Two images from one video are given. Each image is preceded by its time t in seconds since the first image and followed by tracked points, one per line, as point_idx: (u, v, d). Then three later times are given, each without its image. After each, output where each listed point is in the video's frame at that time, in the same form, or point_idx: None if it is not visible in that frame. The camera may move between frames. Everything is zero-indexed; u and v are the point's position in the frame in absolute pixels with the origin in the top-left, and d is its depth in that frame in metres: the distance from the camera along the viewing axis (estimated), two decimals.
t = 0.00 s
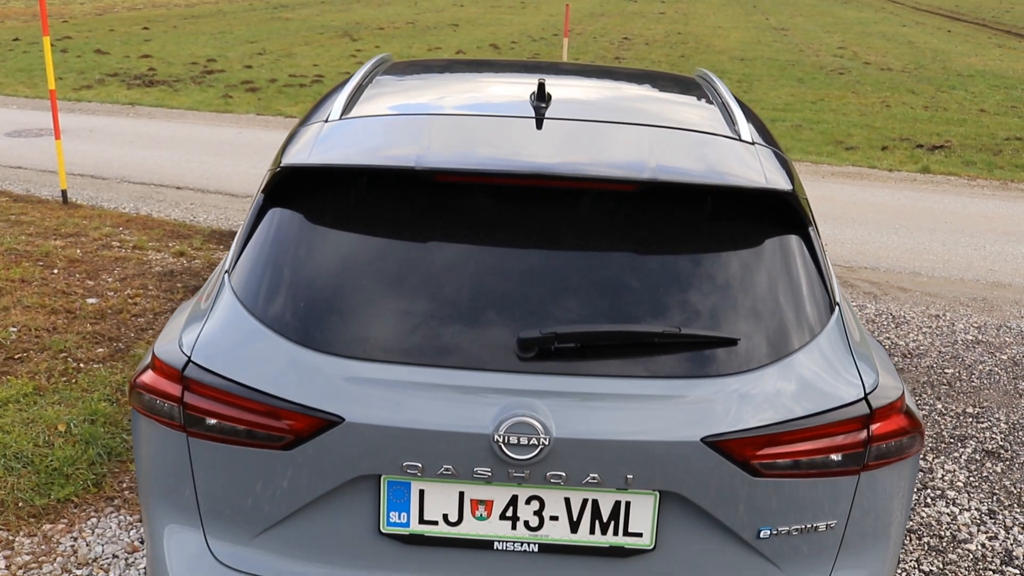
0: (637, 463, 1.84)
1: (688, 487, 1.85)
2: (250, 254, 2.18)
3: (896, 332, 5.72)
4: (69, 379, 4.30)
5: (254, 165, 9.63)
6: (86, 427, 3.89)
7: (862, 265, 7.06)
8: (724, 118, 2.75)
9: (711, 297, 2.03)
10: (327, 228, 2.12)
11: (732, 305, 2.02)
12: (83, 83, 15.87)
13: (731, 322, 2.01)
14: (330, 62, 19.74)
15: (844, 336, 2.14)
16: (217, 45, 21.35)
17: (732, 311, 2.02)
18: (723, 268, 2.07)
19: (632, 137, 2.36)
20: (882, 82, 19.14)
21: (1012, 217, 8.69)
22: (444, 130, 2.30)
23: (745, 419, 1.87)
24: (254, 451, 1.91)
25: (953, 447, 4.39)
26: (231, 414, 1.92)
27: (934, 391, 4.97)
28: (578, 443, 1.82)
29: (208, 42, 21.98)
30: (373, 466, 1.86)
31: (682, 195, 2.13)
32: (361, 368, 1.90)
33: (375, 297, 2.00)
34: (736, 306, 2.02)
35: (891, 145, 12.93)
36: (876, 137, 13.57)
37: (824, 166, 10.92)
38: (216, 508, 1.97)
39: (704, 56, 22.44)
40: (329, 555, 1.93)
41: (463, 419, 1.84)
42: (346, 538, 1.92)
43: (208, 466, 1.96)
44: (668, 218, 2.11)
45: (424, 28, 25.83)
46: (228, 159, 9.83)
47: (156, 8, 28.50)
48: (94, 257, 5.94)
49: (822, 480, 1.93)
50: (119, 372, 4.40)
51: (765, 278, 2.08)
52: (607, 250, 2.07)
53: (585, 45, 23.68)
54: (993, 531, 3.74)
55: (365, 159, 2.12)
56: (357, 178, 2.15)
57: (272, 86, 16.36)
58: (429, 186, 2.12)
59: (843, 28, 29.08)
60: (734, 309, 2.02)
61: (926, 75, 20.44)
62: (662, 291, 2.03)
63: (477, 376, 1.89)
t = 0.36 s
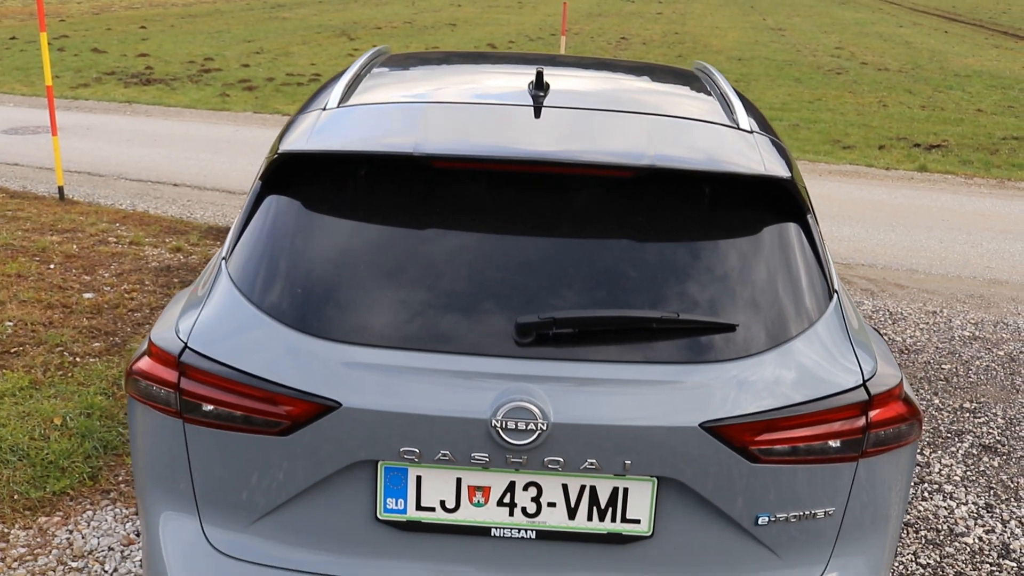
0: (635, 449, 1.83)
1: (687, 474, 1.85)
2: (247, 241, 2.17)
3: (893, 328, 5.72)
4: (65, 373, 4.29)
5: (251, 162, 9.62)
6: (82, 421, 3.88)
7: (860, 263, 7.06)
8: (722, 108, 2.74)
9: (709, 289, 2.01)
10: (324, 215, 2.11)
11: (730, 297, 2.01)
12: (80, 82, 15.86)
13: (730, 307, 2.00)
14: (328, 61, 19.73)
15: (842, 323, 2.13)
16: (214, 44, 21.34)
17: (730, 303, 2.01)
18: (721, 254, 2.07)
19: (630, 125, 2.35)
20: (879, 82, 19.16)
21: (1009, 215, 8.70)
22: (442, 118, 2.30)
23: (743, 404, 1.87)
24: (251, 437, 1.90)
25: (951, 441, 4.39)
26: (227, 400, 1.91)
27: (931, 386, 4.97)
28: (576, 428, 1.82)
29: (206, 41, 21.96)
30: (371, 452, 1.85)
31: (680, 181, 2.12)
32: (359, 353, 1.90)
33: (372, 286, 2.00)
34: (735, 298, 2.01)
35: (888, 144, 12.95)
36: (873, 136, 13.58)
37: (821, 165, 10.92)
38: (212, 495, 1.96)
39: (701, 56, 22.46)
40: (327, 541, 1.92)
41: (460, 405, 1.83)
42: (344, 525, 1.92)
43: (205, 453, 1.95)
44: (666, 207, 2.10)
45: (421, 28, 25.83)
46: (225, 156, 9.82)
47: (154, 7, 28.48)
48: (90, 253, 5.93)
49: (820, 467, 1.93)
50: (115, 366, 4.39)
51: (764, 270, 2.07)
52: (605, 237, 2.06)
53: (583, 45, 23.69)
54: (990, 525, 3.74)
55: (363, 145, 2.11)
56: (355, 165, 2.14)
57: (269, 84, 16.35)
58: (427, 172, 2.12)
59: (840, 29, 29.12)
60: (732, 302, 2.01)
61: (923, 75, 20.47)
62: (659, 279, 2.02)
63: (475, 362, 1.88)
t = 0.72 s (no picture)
0: (631, 432, 1.82)
1: (682, 456, 1.84)
2: (240, 227, 2.16)
3: (889, 322, 5.73)
4: (59, 367, 4.27)
5: (246, 159, 9.60)
6: (77, 414, 3.87)
7: (855, 258, 7.06)
8: (717, 95, 2.74)
9: (705, 279, 2.00)
10: (318, 201, 2.11)
11: (726, 286, 1.99)
12: (75, 81, 15.82)
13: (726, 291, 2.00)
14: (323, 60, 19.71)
15: (837, 307, 2.13)
16: (209, 43, 21.31)
17: (725, 293, 1.99)
18: (716, 239, 2.06)
19: (624, 109, 2.34)
20: (873, 81, 19.20)
21: (1003, 211, 8.72)
22: (435, 103, 2.29)
23: (739, 387, 1.86)
24: (245, 423, 1.89)
25: (946, 434, 4.40)
26: (221, 385, 1.90)
27: (927, 379, 4.97)
28: (571, 411, 1.81)
29: (200, 40, 21.93)
30: (365, 437, 1.85)
31: (675, 166, 2.12)
32: (354, 336, 1.89)
33: (365, 273, 1.98)
34: (731, 287, 2.00)
35: (883, 142, 12.96)
36: (867, 134, 13.61)
37: (816, 162, 10.93)
38: (207, 481, 1.95)
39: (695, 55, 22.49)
40: (322, 527, 1.92)
41: (455, 389, 1.82)
42: (339, 511, 1.91)
43: (198, 439, 1.94)
44: (661, 193, 2.10)
45: (416, 27, 25.82)
46: (219, 154, 9.80)
47: (148, 6, 28.45)
48: (84, 249, 5.91)
49: (817, 450, 1.92)
50: (109, 361, 4.37)
51: (759, 261, 2.05)
52: (600, 221, 2.06)
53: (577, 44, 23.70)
54: (987, 516, 3.74)
55: (357, 130, 2.11)
56: (348, 150, 2.14)
57: (264, 83, 16.32)
58: (422, 157, 2.11)
59: (835, 28, 29.17)
60: (727, 291, 1.99)
61: (918, 73, 20.51)
62: (654, 264, 2.01)
63: (470, 345, 1.88)
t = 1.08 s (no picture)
0: (629, 417, 1.82)
1: (681, 442, 1.84)
2: (237, 214, 2.15)
3: (887, 318, 5.73)
4: (56, 362, 4.26)
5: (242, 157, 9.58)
6: (73, 409, 3.85)
7: (853, 254, 7.06)
8: (715, 84, 2.73)
9: (703, 269, 1.98)
10: (315, 187, 2.10)
11: (724, 275, 1.98)
12: (71, 79, 15.80)
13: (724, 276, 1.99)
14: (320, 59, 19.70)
15: (836, 293, 2.13)
16: (206, 42, 21.28)
17: (723, 283, 1.97)
18: (714, 224, 2.06)
19: (622, 97, 2.34)
20: (870, 79, 19.22)
21: (1001, 208, 8.72)
22: (432, 91, 2.28)
23: (737, 372, 1.86)
24: (242, 408, 1.88)
25: (944, 427, 4.39)
26: (218, 371, 1.89)
27: (924, 374, 4.97)
28: (569, 396, 1.81)
29: (197, 39, 21.91)
30: (363, 422, 1.84)
31: (673, 151, 2.11)
32: (351, 321, 1.88)
33: (362, 260, 1.97)
34: (729, 275, 1.99)
35: (880, 140, 12.97)
36: (864, 132, 13.61)
37: (813, 159, 10.93)
38: (204, 468, 1.94)
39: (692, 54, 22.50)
40: (320, 514, 1.91)
41: (452, 374, 1.82)
42: (336, 498, 1.90)
43: (195, 425, 1.93)
44: (659, 182, 2.09)
45: (413, 27, 25.80)
46: (216, 151, 9.78)
47: (145, 6, 28.40)
48: (81, 245, 5.89)
49: (815, 436, 1.91)
50: (105, 356, 4.36)
51: (758, 252, 2.04)
52: (598, 206, 2.05)
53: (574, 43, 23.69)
54: (985, 508, 3.73)
55: (354, 115, 2.10)
56: (346, 136, 2.13)
57: (261, 82, 16.31)
58: (418, 143, 2.11)
59: (832, 27, 29.19)
60: (726, 279, 1.98)
61: (914, 72, 20.53)
62: (653, 251, 2.00)
63: (467, 330, 1.87)
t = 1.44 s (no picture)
0: (629, 401, 1.81)
1: (682, 426, 1.83)
2: (235, 200, 2.15)
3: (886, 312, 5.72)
4: (54, 357, 4.25)
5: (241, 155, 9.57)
6: (71, 403, 3.84)
7: (852, 250, 7.06)
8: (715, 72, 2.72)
9: (703, 255, 1.98)
10: (313, 173, 2.09)
11: (724, 259, 1.98)
12: (70, 80, 15.80)
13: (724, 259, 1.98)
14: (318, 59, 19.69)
15: (837, 278, 2.11)
16: (204, 43, 21.28)
17: (723, 268, 1.97)
18: (713, 209, 2.05)
19: (622, 83, 2.33)
20: (869, 78, 19.23)
21: (1000, 204, 8.72)
22: (431, 77, 2.28)
23: (738, 355, 1.85)
24: (240, 393, 1.88)
25: (944, 420, 4.39)
26: (216, 356, 1.88)
27: (924, 368, 4.97)
28: (568, 380, 1.80)
29: (195, 40, 21.91)
30: (362, 407, 1.83)
31: (672, 136, 2.11)
32: (349, 305, 1.87)
33: (361, 247, 1.96)
34: (728, 259, 1.98)
35: (879, 138, 12.97)
36: (863, 130, 13.61)
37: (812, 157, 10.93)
38: (202, 454, 1.94)
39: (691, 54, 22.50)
40: (319, 500, 1.90)
41: (451, 358, 1.81)
42: (335, 484, 1.90)
43: (194, 411, 1.92)
44: (659, 170, 2.08)
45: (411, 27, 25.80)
46: (215, 150, 9.77)
47: (143, 7, 28.40)
48: (79, 241, 5.88)
49: (817, 421, 1.91)
50: (104, 351, 4.35)
51: (759, 242, 2.02)
52: (597, 190, 2.04)
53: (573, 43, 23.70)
54: (985, 501, 3.73)
55: (352, 101, 2.10)
56: (345, 123, 2.12)
57: (260, 81, 16.30)
58: (417, 128, 2.10)
59: (830, 27, 29.20)
60: (725, 263, 1.97)
61: (913, 70, 20.54)
62: (652, 235, 1.99)
63: (466, 314, 1.86)
